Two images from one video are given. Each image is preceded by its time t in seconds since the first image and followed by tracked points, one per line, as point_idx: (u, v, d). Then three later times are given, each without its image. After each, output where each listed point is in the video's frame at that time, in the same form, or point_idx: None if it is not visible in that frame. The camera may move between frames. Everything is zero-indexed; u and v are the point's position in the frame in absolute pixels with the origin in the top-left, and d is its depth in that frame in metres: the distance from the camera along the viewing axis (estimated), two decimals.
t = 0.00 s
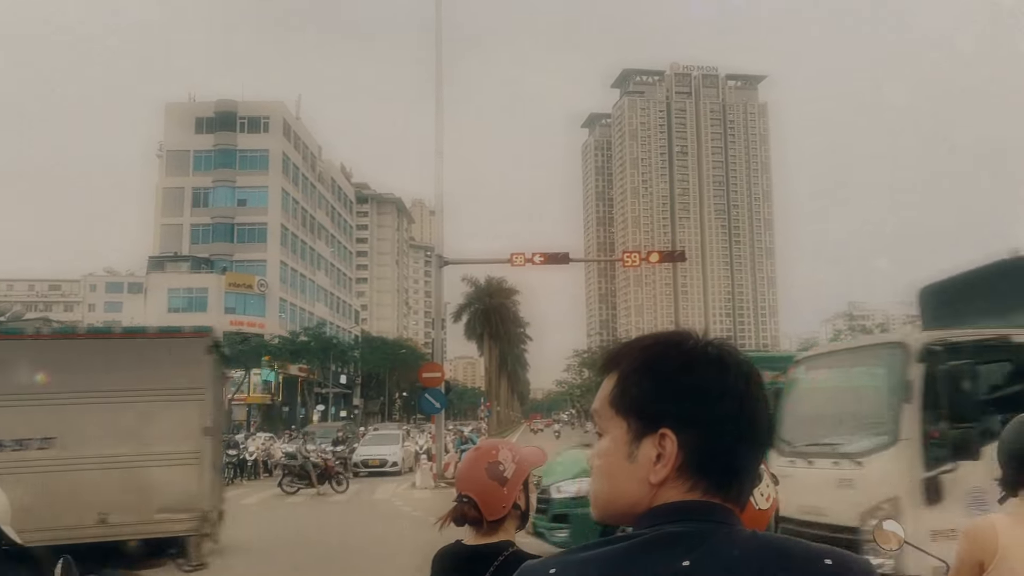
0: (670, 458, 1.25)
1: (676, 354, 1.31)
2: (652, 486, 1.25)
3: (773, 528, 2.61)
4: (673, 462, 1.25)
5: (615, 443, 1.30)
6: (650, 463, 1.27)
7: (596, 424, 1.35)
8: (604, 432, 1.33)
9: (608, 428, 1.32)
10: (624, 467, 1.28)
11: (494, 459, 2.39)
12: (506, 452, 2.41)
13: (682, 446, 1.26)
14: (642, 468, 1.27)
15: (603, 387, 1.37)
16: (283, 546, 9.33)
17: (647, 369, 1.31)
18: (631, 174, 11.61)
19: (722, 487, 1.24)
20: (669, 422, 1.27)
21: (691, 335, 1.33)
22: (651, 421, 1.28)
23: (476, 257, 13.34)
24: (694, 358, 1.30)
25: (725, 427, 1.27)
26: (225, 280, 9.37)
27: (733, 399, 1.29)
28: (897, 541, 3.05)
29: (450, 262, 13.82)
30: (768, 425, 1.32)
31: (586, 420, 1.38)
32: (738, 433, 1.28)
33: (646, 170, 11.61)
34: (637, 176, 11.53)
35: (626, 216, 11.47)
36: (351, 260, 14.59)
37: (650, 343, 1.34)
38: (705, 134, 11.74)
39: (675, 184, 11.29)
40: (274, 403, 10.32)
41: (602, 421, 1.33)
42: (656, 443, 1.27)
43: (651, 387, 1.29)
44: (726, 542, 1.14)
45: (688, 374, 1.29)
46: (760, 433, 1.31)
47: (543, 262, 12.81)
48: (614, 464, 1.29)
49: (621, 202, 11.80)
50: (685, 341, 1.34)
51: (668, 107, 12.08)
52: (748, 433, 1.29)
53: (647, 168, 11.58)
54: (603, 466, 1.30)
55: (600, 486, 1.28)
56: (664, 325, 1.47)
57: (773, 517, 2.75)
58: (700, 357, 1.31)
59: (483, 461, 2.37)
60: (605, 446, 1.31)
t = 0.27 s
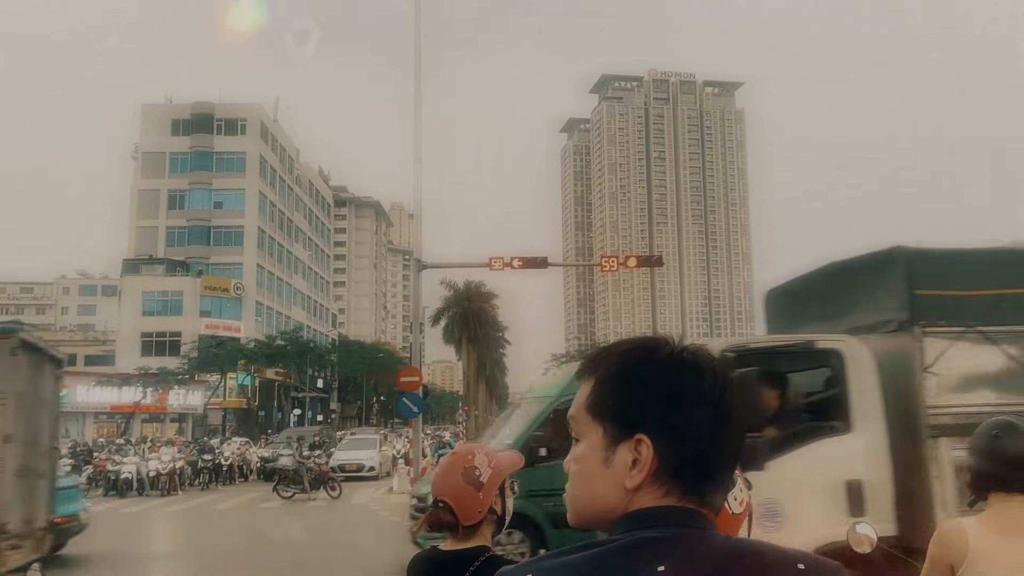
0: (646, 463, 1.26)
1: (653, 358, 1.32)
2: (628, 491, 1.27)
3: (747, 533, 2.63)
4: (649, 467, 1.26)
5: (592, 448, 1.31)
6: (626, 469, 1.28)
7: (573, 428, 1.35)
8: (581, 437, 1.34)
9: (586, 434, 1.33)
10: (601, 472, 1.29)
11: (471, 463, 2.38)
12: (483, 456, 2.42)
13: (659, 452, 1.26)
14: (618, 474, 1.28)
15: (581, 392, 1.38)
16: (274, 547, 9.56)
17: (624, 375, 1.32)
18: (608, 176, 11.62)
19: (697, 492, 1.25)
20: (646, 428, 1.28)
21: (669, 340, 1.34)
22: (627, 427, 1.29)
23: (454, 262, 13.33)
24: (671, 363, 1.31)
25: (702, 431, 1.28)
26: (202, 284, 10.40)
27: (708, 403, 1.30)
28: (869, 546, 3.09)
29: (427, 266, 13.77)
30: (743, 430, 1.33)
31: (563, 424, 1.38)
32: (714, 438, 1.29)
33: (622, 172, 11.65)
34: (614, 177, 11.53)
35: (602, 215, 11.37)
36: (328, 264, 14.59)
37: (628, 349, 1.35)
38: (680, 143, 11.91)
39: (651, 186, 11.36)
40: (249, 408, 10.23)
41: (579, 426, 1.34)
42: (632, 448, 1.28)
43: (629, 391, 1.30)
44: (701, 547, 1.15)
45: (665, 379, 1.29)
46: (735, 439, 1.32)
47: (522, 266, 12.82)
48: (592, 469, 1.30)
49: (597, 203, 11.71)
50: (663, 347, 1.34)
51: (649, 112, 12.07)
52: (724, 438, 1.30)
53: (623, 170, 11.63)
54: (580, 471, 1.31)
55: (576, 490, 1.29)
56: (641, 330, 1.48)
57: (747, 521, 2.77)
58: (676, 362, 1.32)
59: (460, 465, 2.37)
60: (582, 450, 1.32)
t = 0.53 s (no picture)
0: (607, 470, 1.27)
1: (615, 365, 1.33)
2: (588, 498, 1.27)
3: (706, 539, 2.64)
4: (610, 474, 1.26)
5: (553, 455, 1.31)
6: (587, 476, 1.28)
7: (535, 436, 1.36)
8: (542, 445, 1.34)
9: (547, 441, 1.33)
10: (562, 479, 1.30)
11: (433, 471, 2.37)
12: (446, 464, 2.40)
13: (619, 458, 1.27)
14: (579, 481, 1.28)
15: (544, 400, 1.38)
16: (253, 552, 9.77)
17: (585, 381, 1.32)
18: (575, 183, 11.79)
19: (657, 499, 1.26)
20: (607, 435, 1.29)
21: (630, 347, 1.35)
22: (589, 434, 1.29)
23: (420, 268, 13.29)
24: (633, 369, 1.31)
25: (663, 437, 1.28)
26: (162, 289, 9.96)
27: (670, 411, 1.31)
28: (829, 549, 3.11)
29: (393, 272, 13.69)
30: (703, 437, 1.35)
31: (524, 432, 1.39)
32: (675, 445, 1.30)
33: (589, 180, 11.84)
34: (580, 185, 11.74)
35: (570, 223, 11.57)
36: (293, 269, 14.43)
37: (590, 356, 1.35)
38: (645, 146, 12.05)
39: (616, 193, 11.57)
40: (212, 416, 9.74)
41: (541, 433, 1.35)
42: (593, 456, 1.28)
43: (591, 398, 1.30)
44: (660, 554, 1.16)
45: (626, 386, 1.30)
46: (696, 445, 1.33)
47: (488, 271, 12.82)
48: (553, 476, 1.30)
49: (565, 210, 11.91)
50: (624, 355, 1.35)
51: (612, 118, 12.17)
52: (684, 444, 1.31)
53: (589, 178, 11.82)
54: (542, 478, 1.31)
55: (537, 496, 1.30)
56: (602, 337, 1.49)
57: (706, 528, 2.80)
58: (638, 369, 1.33)
59: (422, 472, 2.36)
60: (544, 457, 1.33)
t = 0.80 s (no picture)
0: (576, 476, 1.27)
1: (584, 370, 1.33)
2: (557, 504, 1.27)
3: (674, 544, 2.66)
4: (579, 481, 1.27)
5: (523, 462, 1.32)
6: (557, 482, 1.28)
7: (504, 442, 1.36)
8: (512, 452, 1.34)
9: (517, 447, 1.33)
10: (531, 486, 1.30)
11: (401, 479, 2.36)
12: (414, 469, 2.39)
13: (588, 465, 1.27)
14: (549, 487, 1.28)
15: (513, 407, 1.38)
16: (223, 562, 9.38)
17: (554, 388, 1.33)
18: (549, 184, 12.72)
19: (625, 505, 1.26)
20: (576, 441, 1.29)
21: (601, 354, 1.36)
22: (558, 440, 1.30)
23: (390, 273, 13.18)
24: (602, 375, 1.32)
25: (632, 442, 1.29)
26: (130, 293, 10.10)
27: (638, 416, 1.32)
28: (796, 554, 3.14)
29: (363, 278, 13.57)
30: (672, 442, 1.35)
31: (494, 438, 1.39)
32: (645, 451, 1.30)
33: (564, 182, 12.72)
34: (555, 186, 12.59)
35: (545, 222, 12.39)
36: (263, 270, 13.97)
37: (560, 362, 1.36)
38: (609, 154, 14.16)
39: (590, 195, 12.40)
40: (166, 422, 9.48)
41: (511, 440, 1.35)
42: (562, 462, 1.29)
43: (561, 404, 1.31)
44: (629, 561, 1.16)
45: (596, 392, 1.31)
46: (665, 452, 1.34)
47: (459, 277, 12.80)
48: (523, 483, 1.30)
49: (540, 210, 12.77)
50: (594, 361, 1.36)
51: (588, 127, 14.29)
52: (653, 450, 1.32)
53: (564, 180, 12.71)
54: (511, 485, 1.31)
55: (507, 503, 1.30)
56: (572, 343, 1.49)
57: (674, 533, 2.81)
58: (607, 375, 1.33)
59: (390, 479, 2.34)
60: (512, 464, 1.33)
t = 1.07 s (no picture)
0: (543, 483, 1.27)
1: (551, 377, 1.34)
2: (525, 512, 1.27)
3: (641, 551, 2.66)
4: (546, 488, 1.27)
5: (491, 469, 1.32)
6: (524, 489, 1.28)
7: (472, 449, 1.36)
8: (480, 459, 1.34)
9: (485, 454, 1.33)
10: (499, 493, 1.30)
11: (369, 486, 2.35)
12: (382, 477, 2.38)
13: (555, 472, 1.28)
14: (516, 494, 1.28)
15: (481, 414, 1.38)
16: None
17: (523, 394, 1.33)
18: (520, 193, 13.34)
19: (593, 512, 1.27)
20: (545, 448, 1.29)
21: (569, 361, 1.36)
22: (526, 448, 1.30)
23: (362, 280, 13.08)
24: (571, 382, 1.33)
25: (601, 448, 1.30)
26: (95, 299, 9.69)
27: (608, 423, 1.32)
28: (762, 558, 3.15)
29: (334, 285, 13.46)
30: (640, 448, 1.36)
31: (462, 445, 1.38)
32: (613, 458, 1.31)
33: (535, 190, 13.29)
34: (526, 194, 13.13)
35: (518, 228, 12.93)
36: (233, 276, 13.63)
37: (529, 370, 1.36)
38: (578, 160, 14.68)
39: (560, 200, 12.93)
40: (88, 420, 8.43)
41: (478, 448, 1.35)
42: (530, 469, 1.29)
43: (530, 410, 1.31)
44: (596, 568, 1.16)
45: (565, 398, 1.31)
46: (632, 458, 1.35)
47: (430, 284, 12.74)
48: (490, 490, 1.30)
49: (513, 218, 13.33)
50: (562, 368, 1.36)
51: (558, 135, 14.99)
52: (621, 456, 1.32)
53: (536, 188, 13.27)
54: (479, 493, 1.31)
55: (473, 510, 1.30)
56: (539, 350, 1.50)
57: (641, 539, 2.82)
58: (576, 381, 1.34)
59: (358, 487, 2.33)
60: (480, 472, 1.33)
